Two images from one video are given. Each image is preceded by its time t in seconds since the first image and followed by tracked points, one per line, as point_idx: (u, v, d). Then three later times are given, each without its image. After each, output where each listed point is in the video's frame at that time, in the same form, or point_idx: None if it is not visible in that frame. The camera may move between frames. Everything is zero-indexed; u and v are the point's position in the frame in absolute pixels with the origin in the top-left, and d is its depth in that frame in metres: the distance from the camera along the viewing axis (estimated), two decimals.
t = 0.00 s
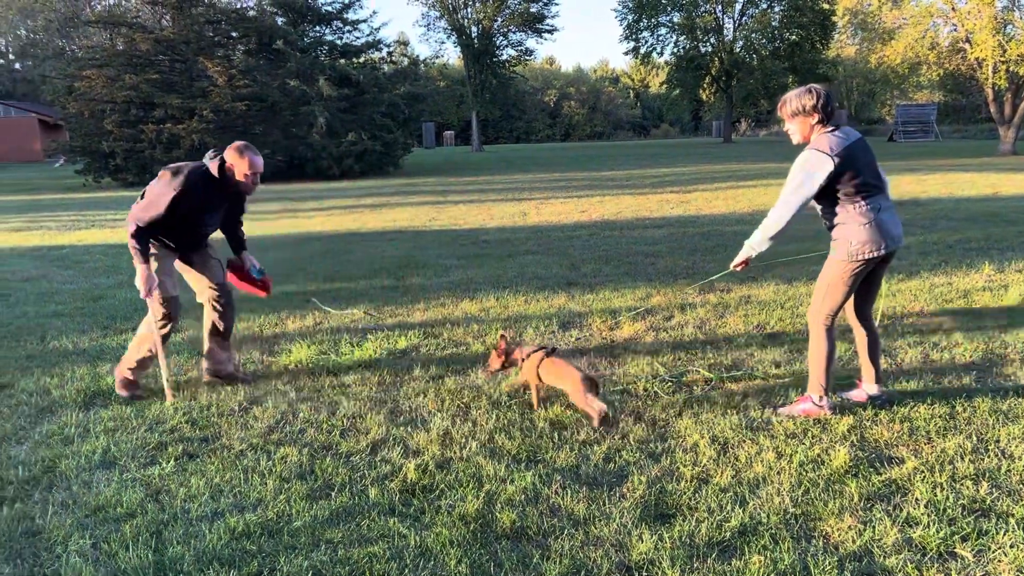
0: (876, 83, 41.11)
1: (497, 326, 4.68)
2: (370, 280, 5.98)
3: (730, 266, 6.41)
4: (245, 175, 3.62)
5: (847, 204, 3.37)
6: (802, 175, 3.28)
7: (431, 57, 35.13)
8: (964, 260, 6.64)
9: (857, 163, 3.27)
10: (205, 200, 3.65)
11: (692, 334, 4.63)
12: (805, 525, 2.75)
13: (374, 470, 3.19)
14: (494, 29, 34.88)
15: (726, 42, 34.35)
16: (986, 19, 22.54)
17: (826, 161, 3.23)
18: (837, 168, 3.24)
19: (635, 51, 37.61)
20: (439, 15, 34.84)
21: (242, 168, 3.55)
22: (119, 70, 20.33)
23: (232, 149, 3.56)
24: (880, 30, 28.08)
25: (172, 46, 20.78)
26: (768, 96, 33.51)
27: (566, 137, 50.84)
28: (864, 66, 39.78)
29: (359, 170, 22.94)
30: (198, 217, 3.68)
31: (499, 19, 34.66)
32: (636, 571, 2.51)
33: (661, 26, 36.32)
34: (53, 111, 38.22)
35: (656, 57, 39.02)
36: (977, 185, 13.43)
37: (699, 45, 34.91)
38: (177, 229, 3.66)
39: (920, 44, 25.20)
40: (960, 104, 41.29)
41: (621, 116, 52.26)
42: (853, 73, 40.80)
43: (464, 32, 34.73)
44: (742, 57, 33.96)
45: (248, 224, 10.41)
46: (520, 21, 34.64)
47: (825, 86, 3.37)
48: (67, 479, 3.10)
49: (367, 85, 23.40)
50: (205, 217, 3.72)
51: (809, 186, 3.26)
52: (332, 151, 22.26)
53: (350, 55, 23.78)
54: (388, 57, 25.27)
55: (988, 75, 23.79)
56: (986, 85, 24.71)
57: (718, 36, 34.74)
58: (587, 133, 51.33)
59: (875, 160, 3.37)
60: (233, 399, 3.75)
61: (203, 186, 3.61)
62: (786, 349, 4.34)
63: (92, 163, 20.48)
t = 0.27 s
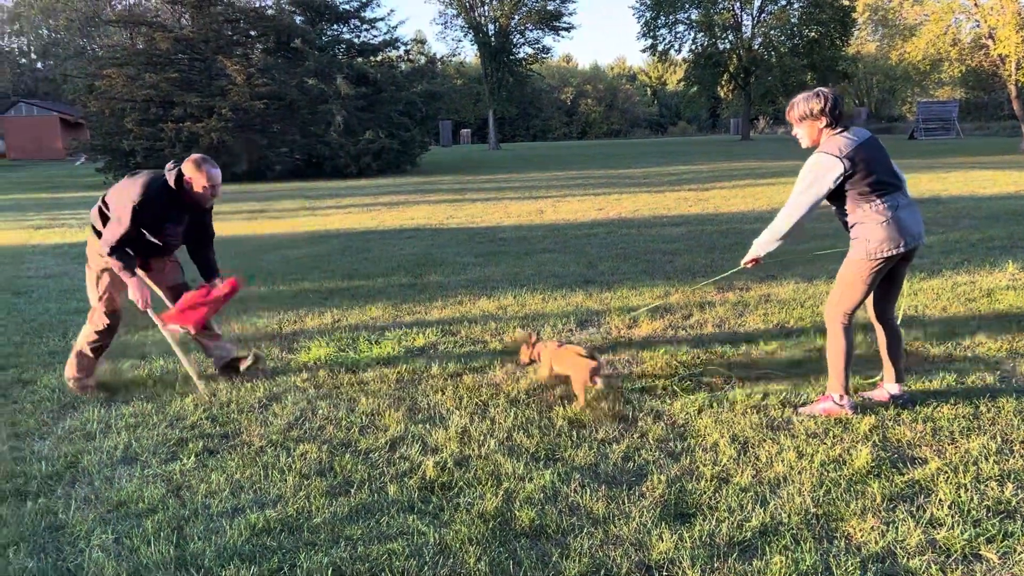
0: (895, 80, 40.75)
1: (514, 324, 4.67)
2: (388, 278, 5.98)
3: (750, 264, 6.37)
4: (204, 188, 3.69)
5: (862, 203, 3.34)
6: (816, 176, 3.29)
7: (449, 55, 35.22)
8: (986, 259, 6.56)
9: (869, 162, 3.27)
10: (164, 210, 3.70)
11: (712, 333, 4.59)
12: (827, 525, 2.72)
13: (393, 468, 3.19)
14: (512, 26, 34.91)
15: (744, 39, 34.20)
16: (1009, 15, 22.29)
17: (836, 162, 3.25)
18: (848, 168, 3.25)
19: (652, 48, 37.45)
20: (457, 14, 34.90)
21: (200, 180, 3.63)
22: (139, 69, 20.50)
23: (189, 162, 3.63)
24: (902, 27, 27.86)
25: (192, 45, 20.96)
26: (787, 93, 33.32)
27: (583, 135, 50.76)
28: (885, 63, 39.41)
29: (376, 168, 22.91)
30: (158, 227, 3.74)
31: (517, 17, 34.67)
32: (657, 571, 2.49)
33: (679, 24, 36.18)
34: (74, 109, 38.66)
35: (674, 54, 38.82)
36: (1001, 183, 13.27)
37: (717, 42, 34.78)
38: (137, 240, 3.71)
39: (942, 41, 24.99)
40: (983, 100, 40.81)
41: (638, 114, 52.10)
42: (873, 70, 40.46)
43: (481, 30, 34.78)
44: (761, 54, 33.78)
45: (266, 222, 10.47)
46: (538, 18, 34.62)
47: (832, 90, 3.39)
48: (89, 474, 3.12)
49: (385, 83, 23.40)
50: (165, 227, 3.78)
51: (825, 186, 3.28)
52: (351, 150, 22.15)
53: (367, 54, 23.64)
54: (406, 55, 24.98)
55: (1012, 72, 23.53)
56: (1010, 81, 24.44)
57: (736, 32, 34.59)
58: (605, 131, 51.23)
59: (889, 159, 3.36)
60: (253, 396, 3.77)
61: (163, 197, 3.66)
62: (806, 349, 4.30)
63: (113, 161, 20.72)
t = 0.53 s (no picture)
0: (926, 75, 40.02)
1: (540, 320, 4.67)
2: (413, 273, 6.01)
3: (777, 261, 6.32)
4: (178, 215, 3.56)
5: (887, 202, 3.28)
6: (836, 181, 3.24)
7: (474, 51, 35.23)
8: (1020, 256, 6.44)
9: (891, 159, 3.21)
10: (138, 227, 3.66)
11: (739, 330, 4.55)
12: (856, 525, 2.68)
13: (418, 462, 3.21)
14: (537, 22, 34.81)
15: (772, 34, 33.77)
16: None
17: (855, 162, 3.20)
18: (869, 167, 3.20)
19: (679, 44, 37.09)
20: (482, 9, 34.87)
21: (174, 210, 3.48)
22: (168, 66, 20.76)
23: (167, 188, 3.49)
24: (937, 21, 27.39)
25: (220, 42, 21.18)
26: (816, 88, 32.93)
27: (608, 131, 50.57)
28: (916, 58, 38.74)
29: (401, 165, 22.99)
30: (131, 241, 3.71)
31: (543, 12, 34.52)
32: (682, 569, 2.47)
33: (706, 18, 35.79)
34: (104, 106, 39.30)
35: (701, 49, 38.39)
36: None
37: (745, 37, 34.16)
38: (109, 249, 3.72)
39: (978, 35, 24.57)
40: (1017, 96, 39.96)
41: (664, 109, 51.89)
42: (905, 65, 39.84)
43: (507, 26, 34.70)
44: (789, 49, 33.38)
45: (292, 218, 10.54)
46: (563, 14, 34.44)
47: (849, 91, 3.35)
48: (119, 466, 3.17)
49: (410, 79, 23.57)
50: (138, 242, 3.74)
51: (846, 189, 3.22)
52: (376, 146, 22.29)
53: (393, 51, 23.73)
54: (432, 52, 25.11)
55: None
56: None
57: (764, 28, 33.96)
58: (630, 127, 51.00)
59: (912, 157, 3.29)
60: (279, 390, 3.80)
61: (136, 214, 3.62)
62: (834, 346, 4.25)
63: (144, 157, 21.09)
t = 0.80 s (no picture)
0: (955, 72, 39.33)
1: (561, 318, 4.65)
2: (436, 271, 6.03)
3: (802, 259, 6.25)
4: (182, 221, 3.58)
5: (905, 200, 3.22)
6: (854, 180, 3.16)
7: (497, 50, 35.26)
8: None
9: (908, 157, 3.15)
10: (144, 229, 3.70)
11: (764, 329, 4.50)
12: (881, 525, 2.64)
13: (439, 459, 3.22)
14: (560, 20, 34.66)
15: (798, 30, 33.41)
16: None
17: (873, 160, 3.12)
18: (886, 164, 3.13)
19: (704, 41, 36.76)
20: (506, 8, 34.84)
21: (177, 217, 3.50)
22: (194, 65, 21.02)
23: (171, 195, 3.51)
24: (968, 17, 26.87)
25: (246, 41, 21.40)
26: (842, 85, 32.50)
27: (632, 128, 50.36)
28: (946, 54, 38.05)
29: (425, 162, 23.14)
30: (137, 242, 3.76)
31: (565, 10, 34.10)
32: (704, 568, 2.46)
33: (731, 15, 35.47)
34: (131, 104, 39.87)
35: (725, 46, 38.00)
36: None
37: (770, 34, 33.95)
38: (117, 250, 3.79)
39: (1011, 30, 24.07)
40: None
41: (689, 107, 51.50)
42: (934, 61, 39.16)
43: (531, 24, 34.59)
44: (815, 45, 32.96)
45: (316, 216, 10.62)
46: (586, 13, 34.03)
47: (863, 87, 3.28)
48: (145, 460, 3.21)
49: (433, 77, 23.71)
50: (144, 243, 3.79)
51: (865, 187, 3.14)
52: (399, 143, 22.53)
53: (417, 49, 23.93)
54: (455, 49, 25.08)
55: None
56: None
57: (790, 24, 33.74)
58: (653, 124, 50.69)
59: (929, 153, 3.23)
60: (302, 386, 3.83)
61: (143, 217, 3.66)
62: (860, 345, 4.19)
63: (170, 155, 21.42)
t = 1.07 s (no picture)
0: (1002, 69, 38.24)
1: (594, 318, 4.63)
2: (468, 270, 6.05)
3: (840, 260, 6.14)
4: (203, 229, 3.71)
5: (907, 202, 3.15)
6: (858, 181, 3.05)
7: (531, 49, 35.28)
8: None
9: (909, 158, 3.07)
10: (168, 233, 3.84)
11: (800, 331, 4.43)
12: (919, 530, 2.58)
13: (470, 457, 3.23)
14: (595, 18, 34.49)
15: (836, 27, 32.70)
16: None
17: (879, 162, 3.03)
18: (891, 164, 3.04)
19: (740, 38, 36.28)
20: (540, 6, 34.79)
21: (199, 227, 3.63)
22: (233, 66, 21.41)
23: (192, 205, 3.64)
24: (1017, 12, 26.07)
25: (283, 42, 21.67)
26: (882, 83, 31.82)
27: (666, 127, 50.02)
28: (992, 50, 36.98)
29: (458, 161, 23.53)
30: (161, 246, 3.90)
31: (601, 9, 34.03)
32: (737, 571, 2.43)
33: (768, 12, 35.01)
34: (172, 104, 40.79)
35: (762, 43, 37.44)
36: None
37: (808, 31, 33.52)
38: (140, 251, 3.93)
39: None
40: None
41: (724, 105, 50.92)
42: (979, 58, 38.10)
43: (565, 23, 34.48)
44: (854, 42, 32.30)
45: (350, 215, 10.73)
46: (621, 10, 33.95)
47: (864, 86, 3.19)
48: (182, 455, 3.28)
49: (467, 77, 23.80)
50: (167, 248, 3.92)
51: (871, 188, 3.04)
52: (433, 143, 22.88)
53: (452, 48, 24.10)
54: (489, 49, 25.12)
55: None
56: None
57: (828, 21, 33.17)
58: (688, 123, 50.25)
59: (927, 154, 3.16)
60: (335, 384, 3.87)
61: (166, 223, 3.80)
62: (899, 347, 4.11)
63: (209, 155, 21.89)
